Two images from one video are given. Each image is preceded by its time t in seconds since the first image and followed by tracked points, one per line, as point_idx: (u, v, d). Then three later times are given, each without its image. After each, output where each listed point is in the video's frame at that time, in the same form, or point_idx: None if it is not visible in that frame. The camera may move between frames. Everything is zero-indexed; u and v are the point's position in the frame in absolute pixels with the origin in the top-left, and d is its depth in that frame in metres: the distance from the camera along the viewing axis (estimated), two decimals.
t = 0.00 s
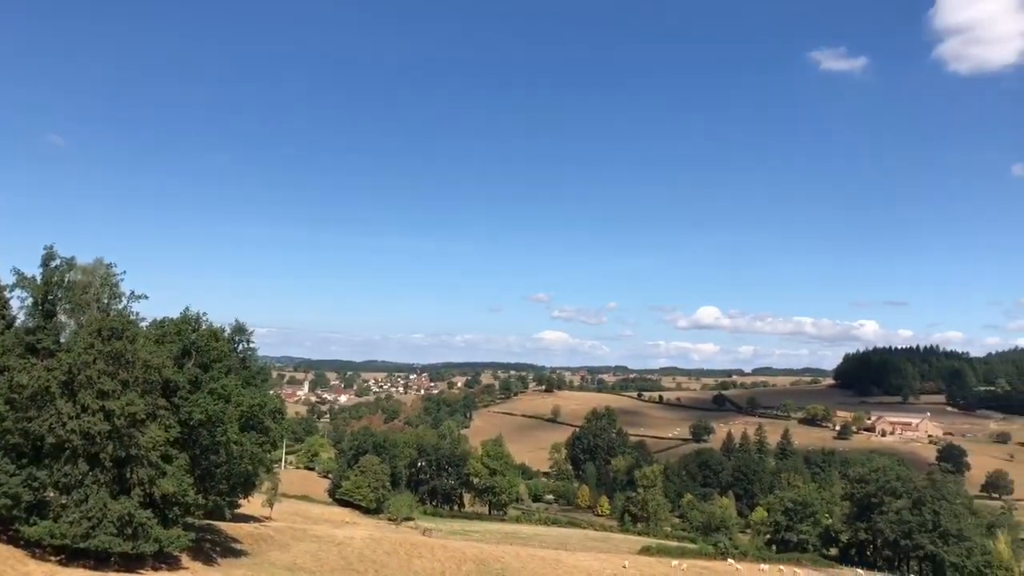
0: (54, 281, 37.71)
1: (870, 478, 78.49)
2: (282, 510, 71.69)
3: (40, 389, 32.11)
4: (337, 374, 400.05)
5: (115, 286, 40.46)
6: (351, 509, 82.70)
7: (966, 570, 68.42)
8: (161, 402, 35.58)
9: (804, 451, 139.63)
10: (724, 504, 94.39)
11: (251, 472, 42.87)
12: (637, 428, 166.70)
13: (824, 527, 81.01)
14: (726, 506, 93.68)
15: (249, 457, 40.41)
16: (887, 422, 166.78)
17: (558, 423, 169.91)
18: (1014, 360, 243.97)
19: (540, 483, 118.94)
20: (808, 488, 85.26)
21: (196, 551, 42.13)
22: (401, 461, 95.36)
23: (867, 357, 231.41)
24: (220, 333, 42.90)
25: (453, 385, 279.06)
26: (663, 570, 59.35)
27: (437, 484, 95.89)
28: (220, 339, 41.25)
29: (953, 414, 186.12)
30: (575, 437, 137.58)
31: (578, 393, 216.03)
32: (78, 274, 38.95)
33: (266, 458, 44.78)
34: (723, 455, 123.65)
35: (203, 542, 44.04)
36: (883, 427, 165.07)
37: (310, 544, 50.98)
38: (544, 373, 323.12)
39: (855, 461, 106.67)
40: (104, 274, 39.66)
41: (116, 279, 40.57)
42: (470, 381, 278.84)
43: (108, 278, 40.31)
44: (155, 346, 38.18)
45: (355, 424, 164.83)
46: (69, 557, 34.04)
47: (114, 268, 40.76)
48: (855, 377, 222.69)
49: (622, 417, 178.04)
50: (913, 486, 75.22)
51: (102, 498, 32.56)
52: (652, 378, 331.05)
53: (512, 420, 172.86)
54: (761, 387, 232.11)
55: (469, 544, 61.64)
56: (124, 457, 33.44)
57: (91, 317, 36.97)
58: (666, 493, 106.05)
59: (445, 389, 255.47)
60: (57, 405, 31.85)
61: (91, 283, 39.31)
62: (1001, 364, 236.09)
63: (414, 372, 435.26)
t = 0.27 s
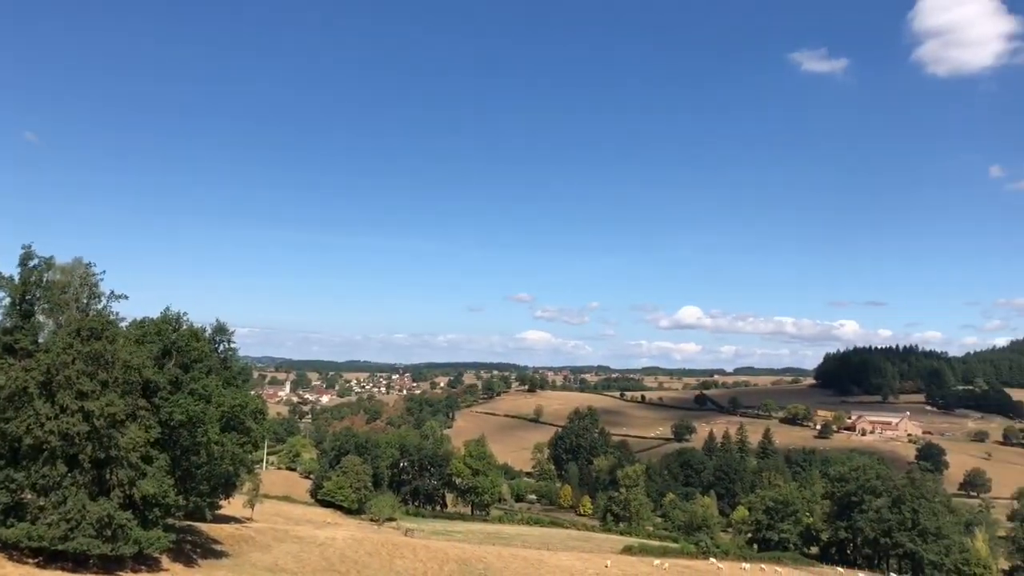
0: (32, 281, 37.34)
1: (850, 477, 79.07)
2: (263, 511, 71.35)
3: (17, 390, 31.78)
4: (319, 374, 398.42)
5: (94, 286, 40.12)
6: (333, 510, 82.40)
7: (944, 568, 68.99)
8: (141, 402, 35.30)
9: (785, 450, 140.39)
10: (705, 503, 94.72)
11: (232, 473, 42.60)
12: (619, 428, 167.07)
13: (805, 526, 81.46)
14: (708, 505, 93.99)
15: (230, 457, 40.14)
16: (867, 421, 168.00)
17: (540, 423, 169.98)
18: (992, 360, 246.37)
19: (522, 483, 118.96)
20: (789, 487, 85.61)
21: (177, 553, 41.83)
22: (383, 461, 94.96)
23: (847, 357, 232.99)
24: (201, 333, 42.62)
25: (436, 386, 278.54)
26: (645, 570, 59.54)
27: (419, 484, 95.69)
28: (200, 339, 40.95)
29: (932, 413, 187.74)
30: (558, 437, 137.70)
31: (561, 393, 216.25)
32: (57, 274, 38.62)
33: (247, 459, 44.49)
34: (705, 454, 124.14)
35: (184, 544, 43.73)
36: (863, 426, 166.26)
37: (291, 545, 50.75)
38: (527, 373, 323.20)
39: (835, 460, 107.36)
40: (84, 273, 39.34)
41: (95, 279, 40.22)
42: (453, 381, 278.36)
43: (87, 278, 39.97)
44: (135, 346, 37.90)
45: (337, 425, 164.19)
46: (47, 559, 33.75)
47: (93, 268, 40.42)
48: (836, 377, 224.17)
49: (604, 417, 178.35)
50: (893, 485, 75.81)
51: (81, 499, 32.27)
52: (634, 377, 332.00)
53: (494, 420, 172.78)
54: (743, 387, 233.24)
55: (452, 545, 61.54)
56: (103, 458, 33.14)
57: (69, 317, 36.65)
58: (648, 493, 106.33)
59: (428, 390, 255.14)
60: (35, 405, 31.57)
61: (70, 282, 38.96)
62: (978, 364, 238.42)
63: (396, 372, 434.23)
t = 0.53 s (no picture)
0: (13, 281, 37.06)
1: (832, 476, 79.61)
2: (246, 512, 71.07)
3: None
4: (302, 376, 396.81)
5: (76, 287, 39.93)
6: (317, 511, 82.09)
7: (926, 566, 69.44)
8: (123, 404, 35.09)
9: (768, 450, 141.08)
10: (689, 502, 94.97)
11: (214, 474, 42.38)
12: (603, 428, 167.41)
13: (787, 525, 81.84)
14: (691, 505, 94.28)
15: (213, 459, 39.89)
16: (849, 420, 169.10)
17: (524, 423, 169.97)
18: (972, 359, 248.50)
19: (506, 484, 119.03)
20: (772, 487, 85.89)
21: (159, 555, 41.62)
22: (367, 462, 94.65)
23: (829, 357, 234.52)
24: (184, 334, 42.41)
25: (420, 386, 277.88)
26: (629, 569, 59.68)
27: (403, 485, 95.52)
28: (183, 340, 40.74)
29: (913, 412, 189.22)
30: (542, 437, 137.81)
31: (545, 393, 216.40)
32: (37, 275, 38.38)
33: (230, 460, 44.25)
34: (689, 454, 124.61)
35: (166, 546, 43.47)
36: (845, 425, 167.34)
37: (275, 546, 50.52)
38: (511, 373, 322.95)
39: (818, 459, 108.03)
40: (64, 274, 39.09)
41: (76, 280, 40.04)
42: (437, 382, 277.79)
43: (69, 279, 39.77)
44: (117, 347, 37.69)
45: (321, 426, 163.55)
46: (27, 562, 33.56)
47: (75, 269, 40.20)
48: (818, 376, 225.53)
49: (588, 417, 178.58)
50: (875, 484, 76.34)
51: (62, 501, 31.99)
52: (618, 378, 332.80)
53: (478, 421, 172.72)
54: (726, 386, 234.19)
55: (436, 545, 61.47)
56: (85, 460, 32.92)
57: (50, 318, 36.44)
58: (632, 493, 106.60)
59: (412, 390, 254.68)
60: (16, 407, 31.46)
61: (50, 283, 38.74)
62: (959, 364, 240.44)
63: (379, 373, 433.10)
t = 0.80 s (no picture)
0: None
1: (815, 475, 80.08)
2: (230, 513, 70.77)
3: None
4: (286, 376, 395.29)
5: (57, 287, 39.63)
6: (301, 512, 81.82)
7: (907, 563, 69.86)
8: (104, 405, 34.86)
9: (751, 449, 141.76)
10: (673, 501, 95.26)
11: (198, 475, 42.15)
12: (587, 428, 167.72)
13: (770, 524, 82.25)
14: (676, 503, 94.56)
15: (196, 460, 39.66)
16: (832, 419, 170.11)
17: (509, 423, 169.98)
18: (952, 358, 250.62)
19: (491, 483, 119.03)
20: (756, 486, 86.21)
21: (141, 557, 41.36)
22: (352, 463, 94.35)
23: (812, 356, 235.96)
24: (167, 334, 42.17)
25: (404, 387, 277.36)
26: (613, 569, 59.85)
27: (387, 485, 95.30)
28: (165, 341, 40.48)
29: (894, 411, 190.54)
30: (527, 437, 137.90)
31: (530, 393, 216.49)
32: (17, 275, 38.09)
33: (213, 462, 44.03)
34: (672, 453, 125.02)
35: (149, 548, 43.22)
36: (828, 424, 168.32)
37: (259, 548, 50.35)
38: (495, 374, 322.46)
39: (801, 458, 108.63)
40: (45, 274, 38.80)
41: (57, 280, 39.73)
42: (422, 382, 277.42)
43: (49, 279, 39.47)
44: (98, 348, 37.43)
45: (305, 426, 163.03)
46: (7, 565, 33.28)
47: (56, 269, 39.91)
48: (801, 376, 226.83)
49: (573, 416, 178.85)
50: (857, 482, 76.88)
51: (42, 504, 31.75)
52: (603, 377, 333.58)
53: (463, 421, 172.60)
54: (710, 386, 235.10)
55: (420, 545, 61.44)
56: (65, 462, 32.68)
57: (30, 319, 36.13)
58: (616, 493, 106.84)
59: (397, 391, 254.34)
60: None
61: (30, 283, 38.44)
62: (940, 363, 242.29)
63: (364, 373, 432.10)
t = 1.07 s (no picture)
0: None
1: (798, 473, 80.42)
2: (213, 515, 70.30)
3: None
4: (270, 376, 393.54)
5: (37, 288, 39.31)
6: (285, 513, 81.52)
7: (889, 560, 70.07)
8: (86, 406, 34.60)
9: (735, 447, 142.38)
10: (657, 500, 95.52)
11: (180, 477, 41.88)
12: (572, 427, 167.96)
13: (754, 522, 82.59)
14: (660, 502, 94.80)
15: (179, 461, 39.39)
16: (815, 417, 171.05)
17: (493, 423, 169.90)
18: (934, 356, 252.68)
19: (476, 483, 118.95)
20: (739, 484, 86.53)
21: (123, 559, 41.08)
22: (336, 463, 94.03)
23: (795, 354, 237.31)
24: (149, 335, 41.92)
25: (389, 387, 276.71)
26: (598, 567, 59.96)
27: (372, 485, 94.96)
28: (147, 341, 40.25)
29: (877, 409, 191.81)
30: (511, 436, 137.96)
31: (515, 393, 216.52)
32: None
33: (196, 463, 43.77)
34: (656, 452, 125.34)
35: (131, 550, 42.91)
36: (811, 422, 169.28)
37: (242, 549, 50.11)
38: (480, 373, 321.65)
39: (784, 456, 109.23)
40: (25, 274, 38.50)
41: (37, 281, 39.41)
42: (406, 382, 276.92)
43: (30, 280, 39.14)
44: (80, 349, 37.15)
45: (289, 427, 162.52)
46: None
47: (36, 270, 39.59)
48: (784, 374, 228.04)
49: (557, 416, 179.03)
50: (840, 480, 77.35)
51: (23, 506, 31.44)
52: (587, 376, 334.24)
53: (447, 421, 172.38)
54: (694, 384, 235.86)
55: (404, 545, 61.36)
56: (46, 464, 32.41)
57: (10, 319, 35.85)
58: (601, 492, 106.94)
59: (381, 391, 253.84)
60: None
61: (11, 284, 38.12)
62: (921, 361, 244.18)
63: (348, 373, 430.86)
